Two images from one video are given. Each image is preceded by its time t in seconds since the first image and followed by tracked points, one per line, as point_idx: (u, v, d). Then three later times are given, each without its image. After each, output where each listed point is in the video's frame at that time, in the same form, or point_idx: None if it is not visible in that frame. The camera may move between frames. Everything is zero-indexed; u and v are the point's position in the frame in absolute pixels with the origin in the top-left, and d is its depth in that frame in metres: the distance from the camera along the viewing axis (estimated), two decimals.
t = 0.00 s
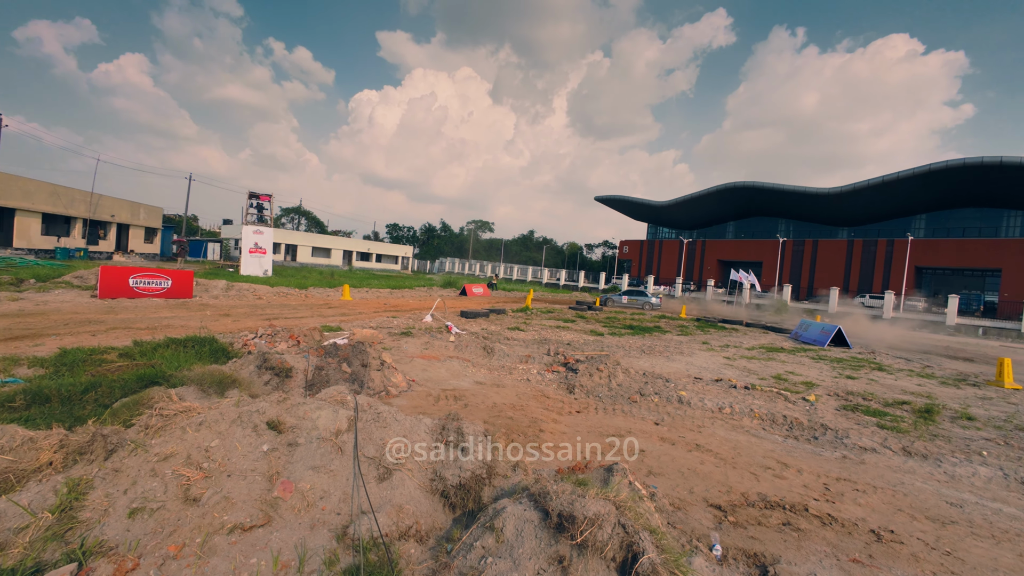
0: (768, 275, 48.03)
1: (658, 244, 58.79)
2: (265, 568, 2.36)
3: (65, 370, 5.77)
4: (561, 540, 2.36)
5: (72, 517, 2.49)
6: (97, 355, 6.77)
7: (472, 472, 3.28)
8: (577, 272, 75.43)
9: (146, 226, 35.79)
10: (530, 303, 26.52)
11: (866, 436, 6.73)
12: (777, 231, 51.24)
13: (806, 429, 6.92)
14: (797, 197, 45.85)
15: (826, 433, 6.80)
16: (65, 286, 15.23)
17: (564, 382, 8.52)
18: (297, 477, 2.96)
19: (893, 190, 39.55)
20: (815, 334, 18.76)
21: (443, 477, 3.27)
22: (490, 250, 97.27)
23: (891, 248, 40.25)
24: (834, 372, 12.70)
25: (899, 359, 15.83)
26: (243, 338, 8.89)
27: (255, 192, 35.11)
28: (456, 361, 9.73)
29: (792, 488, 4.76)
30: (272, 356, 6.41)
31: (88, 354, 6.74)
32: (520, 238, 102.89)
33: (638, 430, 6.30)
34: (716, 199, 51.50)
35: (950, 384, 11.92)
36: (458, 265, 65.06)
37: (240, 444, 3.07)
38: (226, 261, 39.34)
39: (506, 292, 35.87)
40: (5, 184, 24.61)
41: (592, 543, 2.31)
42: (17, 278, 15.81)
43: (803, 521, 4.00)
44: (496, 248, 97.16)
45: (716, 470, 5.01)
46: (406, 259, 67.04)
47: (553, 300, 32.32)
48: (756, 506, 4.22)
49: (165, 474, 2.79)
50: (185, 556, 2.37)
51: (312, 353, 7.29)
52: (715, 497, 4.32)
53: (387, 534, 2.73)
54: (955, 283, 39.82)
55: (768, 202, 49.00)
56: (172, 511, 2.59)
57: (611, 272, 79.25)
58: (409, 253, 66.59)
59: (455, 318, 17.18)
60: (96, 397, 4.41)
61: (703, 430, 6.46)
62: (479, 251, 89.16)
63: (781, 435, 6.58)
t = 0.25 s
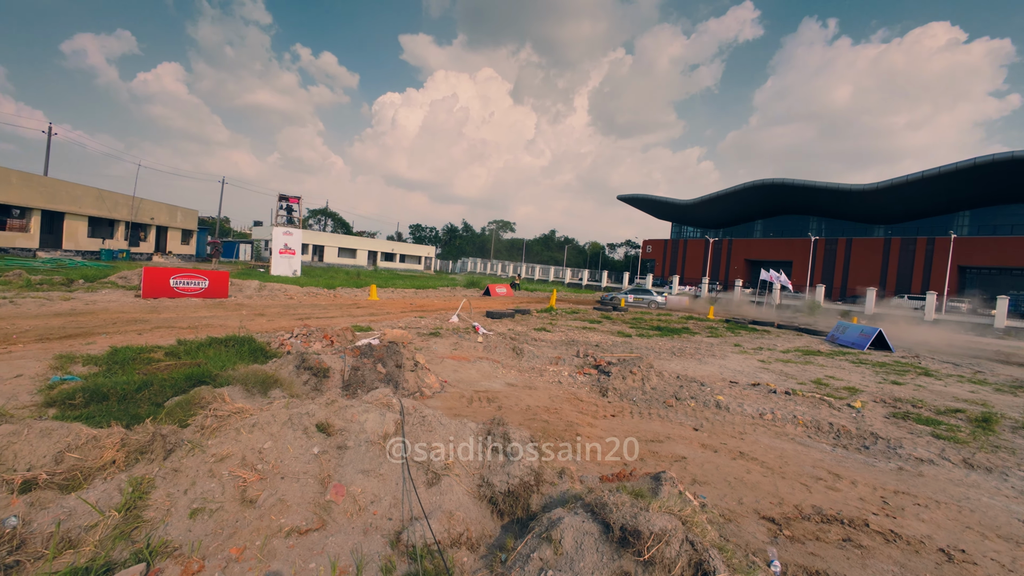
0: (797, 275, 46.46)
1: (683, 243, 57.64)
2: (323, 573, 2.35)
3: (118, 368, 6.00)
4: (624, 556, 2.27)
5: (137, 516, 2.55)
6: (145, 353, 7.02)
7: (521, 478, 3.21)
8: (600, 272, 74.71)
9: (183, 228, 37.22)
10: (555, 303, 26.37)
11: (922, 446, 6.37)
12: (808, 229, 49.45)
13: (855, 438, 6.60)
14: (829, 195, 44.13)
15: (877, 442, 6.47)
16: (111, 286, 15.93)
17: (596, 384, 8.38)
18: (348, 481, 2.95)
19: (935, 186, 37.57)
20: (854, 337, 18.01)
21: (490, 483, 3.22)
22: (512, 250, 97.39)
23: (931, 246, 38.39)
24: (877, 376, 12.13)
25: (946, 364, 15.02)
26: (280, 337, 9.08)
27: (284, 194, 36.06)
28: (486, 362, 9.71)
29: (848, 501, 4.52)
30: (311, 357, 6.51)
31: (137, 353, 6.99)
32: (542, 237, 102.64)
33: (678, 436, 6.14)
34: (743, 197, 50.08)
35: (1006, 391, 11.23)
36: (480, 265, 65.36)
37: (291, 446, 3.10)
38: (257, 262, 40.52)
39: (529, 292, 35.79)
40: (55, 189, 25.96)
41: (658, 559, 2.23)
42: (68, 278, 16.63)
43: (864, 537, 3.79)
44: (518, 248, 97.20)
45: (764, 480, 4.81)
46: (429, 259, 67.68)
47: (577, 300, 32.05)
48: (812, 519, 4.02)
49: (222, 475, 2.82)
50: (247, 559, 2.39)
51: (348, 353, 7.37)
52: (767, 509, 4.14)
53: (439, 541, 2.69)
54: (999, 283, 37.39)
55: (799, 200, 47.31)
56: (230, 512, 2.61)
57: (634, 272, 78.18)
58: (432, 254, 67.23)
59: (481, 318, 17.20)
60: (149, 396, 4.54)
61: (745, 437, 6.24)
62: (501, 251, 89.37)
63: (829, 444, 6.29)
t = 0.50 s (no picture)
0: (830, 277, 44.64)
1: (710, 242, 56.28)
2: None
3: (163, 367, 6.16)
4: None
5: (193, 518, 2.54)
6: (188, 353, 7.20)
7: (571, 488, 3.09)
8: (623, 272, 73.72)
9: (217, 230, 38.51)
10: (580, 303, 26.08)
11: (988, 459, 5.93)
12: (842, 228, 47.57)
13: (913, 449, 6.20)
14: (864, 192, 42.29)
15: (937, 454, 6.07)
16: (152, 286, 16.53)
17: (630, 388, 8.18)
18: (397, 487, 2.90)
19: (981, 182, 35.54)
20: (897, 340, 17.15)
21: (539, 492, 3.10)
22: (534, 250, 97.19)
23: (977, 245, 36.39)
24: (927, 383, 11.48)
25: (1002, 370, 14.12)
26: (313, 337, 9.21)
27: (313, 197, 36.88)
28: (516, 363, 9.61)
29: (915, 519, 4.21)
30: (346, 357, 6.55)
31: (180, 352, 7.19)
32: (564, 237, 102.00)
33: (721, 444, 5.90)
34: (772, 196, 48.53)
35: None
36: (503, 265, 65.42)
37: (339, 450, 3.07)
38: (286, 263, 41.56)
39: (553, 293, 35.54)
40: (101, 194, 27.18)
41: None
42: (113, 279, 17.37)
43: (937, 559, 3.52)
44: (540, 248, 96.92)
45: (820, 493, 4.55)
46: (452, 260, 67.85)
47: (602, 301, 31.64)
48: (878, 538, 3.76)
49: (273, 479, 2.81)
50: (302, 567, 2.35)
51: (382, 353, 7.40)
52: (827, 525, 3.90)
53: (491, 553, 2.59)
54: None
55: (832, 198, 45.58)
56: (282, 517, 2.59)
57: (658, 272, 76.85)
58: (455, 254, 67.63)
59: (507, 319, 17.13)
60: (195, 396, 4.62)
61: (793, 446, 5.95)
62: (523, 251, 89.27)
63: (885, 456, 5.93)
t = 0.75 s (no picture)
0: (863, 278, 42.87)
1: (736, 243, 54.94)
2: None
3: (203, 370, 6.27)
4: None
5: (246, 528, 2.51)
6: (225, 355, 7.34)
7: (625, 504, 2.95)
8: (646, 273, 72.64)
9: (246, 232, 39.61)
10: (603, 305, 25.74)
11: None
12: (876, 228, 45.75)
13: (976, 464, 5.79)
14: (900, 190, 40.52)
15: (1002, 470, 5.66)
16: (187, 288, 17.04)
17: (664, 395, 7.95)
18: (446, 500, 2.82)
19: None
20: (942, 345, 16.30)
21: (591, 507, 2.98)
22: (554, 251, 96.79)
23: None
24: (979, 391, 10.82)
25: None
26: (344, 340, 9.29)
27: (338, 200, 37.55)
28: (546, 367, 9.48)
29: (989, 542, 3.91)
30: (380, 361, 6.57)
31: (218, 354, 7.33)
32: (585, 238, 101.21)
33: (766, 455, 5.66)
34: (800, 195, 47.01)
35: None
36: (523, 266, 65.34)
37: (386, 460, 3.02)
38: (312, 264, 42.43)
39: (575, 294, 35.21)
40: (139, 199, 28.24)
41: None
42: (151, 281, 17.98)
43: None
44: (560, 249, 96.47)
45: (880, 512, 4.28)
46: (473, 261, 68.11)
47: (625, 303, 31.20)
48: (951, 563, 3.50)
49: (322, 489, 2.77)
50: None
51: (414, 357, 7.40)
52: (894, 548, 3.66)
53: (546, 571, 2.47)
54: None
55: (865, 197, 43.87)
56: (333, 529, 2.55)
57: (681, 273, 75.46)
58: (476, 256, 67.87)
59: (532, 321, 17.01)
60: (236, 399, 4.67)
61: (844, 459, 5.64)
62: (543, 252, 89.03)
63: (945, 471, 5.57)
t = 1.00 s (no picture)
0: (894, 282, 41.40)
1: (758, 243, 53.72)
2: None
3: (237, 372, 6.34)
4: None
5: (294, 538, 2.46)
6: (257, 357, 7.43)
7: (678, 520, 2.81)
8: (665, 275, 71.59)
9: (270, 235, 40.47)
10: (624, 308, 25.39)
11: None
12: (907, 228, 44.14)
13: None
14: (932, 190, 38.97)
15: None
16: (216, 291, 17.42)
17: (697, 401, 7.73)
18: (493, 512, 2.73)
19: None
20: (985, 350, 15.52)
21: (643, 522, 2.85)
22: (572, 253, 96.32)
23: None
24: None
25: None
26: (371, 342, 9.33)
27: (359, 203, 38.04)
28: (572, 371, 9.33)
29: None
30: (409, 364, 6.55)
31: (250, 356, 7.42)
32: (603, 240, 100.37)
33: (810, 466, 5.41)
34: (825, 195, 45.66)
35: None
36: (540, 268, 65.16)
37: (430, 469, 2.96)
38: (333, 267, 43.06)
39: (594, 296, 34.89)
40: (169, 204, 29.08)
41: None
42: (182, 283, 18.45)
43: None
44: (578, 251, 95.95)
45: (942, 530, 4.03)
46: (491, 263, 68.22)
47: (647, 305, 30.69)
48: None
49: (367, 498, 2.72)
50: None
51: (442, 360, 7.37)
52: (964, 571, 3.41)
53: None
54: None
55: (895, 196, 42.37)
56: (380, 540, 2.49)
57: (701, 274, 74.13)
58: (493, 258, 67.93)
59: (554, 323, 16.85)
60: (272, 402, 4.68)
61: (895, 472, 5.36)
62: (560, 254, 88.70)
63: (1006, 486, 5.22)
